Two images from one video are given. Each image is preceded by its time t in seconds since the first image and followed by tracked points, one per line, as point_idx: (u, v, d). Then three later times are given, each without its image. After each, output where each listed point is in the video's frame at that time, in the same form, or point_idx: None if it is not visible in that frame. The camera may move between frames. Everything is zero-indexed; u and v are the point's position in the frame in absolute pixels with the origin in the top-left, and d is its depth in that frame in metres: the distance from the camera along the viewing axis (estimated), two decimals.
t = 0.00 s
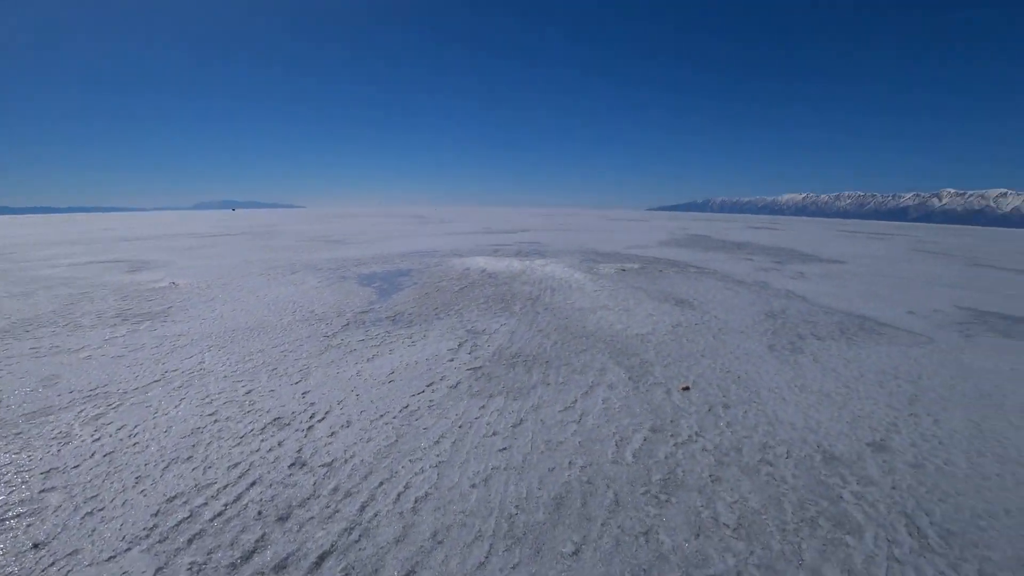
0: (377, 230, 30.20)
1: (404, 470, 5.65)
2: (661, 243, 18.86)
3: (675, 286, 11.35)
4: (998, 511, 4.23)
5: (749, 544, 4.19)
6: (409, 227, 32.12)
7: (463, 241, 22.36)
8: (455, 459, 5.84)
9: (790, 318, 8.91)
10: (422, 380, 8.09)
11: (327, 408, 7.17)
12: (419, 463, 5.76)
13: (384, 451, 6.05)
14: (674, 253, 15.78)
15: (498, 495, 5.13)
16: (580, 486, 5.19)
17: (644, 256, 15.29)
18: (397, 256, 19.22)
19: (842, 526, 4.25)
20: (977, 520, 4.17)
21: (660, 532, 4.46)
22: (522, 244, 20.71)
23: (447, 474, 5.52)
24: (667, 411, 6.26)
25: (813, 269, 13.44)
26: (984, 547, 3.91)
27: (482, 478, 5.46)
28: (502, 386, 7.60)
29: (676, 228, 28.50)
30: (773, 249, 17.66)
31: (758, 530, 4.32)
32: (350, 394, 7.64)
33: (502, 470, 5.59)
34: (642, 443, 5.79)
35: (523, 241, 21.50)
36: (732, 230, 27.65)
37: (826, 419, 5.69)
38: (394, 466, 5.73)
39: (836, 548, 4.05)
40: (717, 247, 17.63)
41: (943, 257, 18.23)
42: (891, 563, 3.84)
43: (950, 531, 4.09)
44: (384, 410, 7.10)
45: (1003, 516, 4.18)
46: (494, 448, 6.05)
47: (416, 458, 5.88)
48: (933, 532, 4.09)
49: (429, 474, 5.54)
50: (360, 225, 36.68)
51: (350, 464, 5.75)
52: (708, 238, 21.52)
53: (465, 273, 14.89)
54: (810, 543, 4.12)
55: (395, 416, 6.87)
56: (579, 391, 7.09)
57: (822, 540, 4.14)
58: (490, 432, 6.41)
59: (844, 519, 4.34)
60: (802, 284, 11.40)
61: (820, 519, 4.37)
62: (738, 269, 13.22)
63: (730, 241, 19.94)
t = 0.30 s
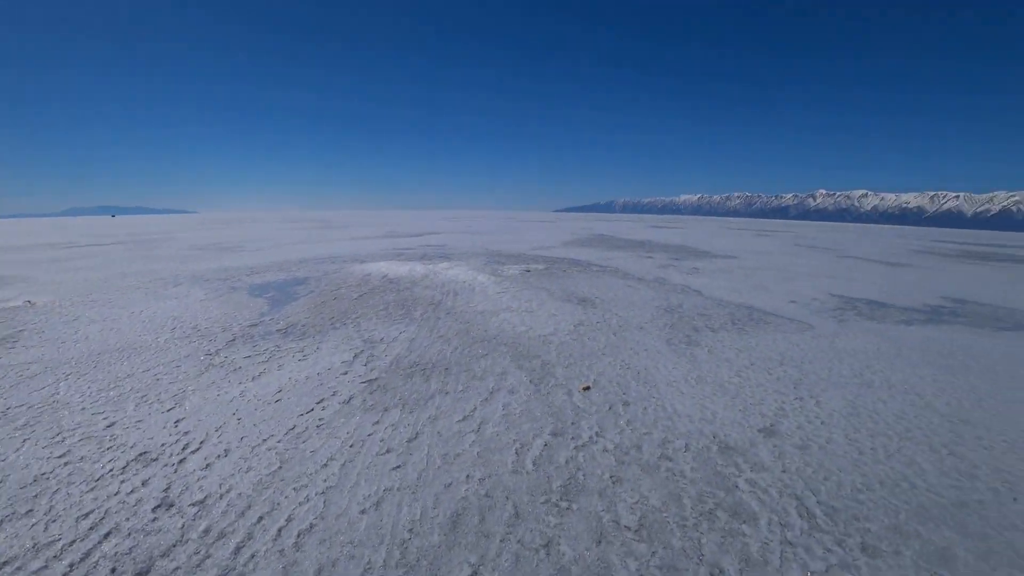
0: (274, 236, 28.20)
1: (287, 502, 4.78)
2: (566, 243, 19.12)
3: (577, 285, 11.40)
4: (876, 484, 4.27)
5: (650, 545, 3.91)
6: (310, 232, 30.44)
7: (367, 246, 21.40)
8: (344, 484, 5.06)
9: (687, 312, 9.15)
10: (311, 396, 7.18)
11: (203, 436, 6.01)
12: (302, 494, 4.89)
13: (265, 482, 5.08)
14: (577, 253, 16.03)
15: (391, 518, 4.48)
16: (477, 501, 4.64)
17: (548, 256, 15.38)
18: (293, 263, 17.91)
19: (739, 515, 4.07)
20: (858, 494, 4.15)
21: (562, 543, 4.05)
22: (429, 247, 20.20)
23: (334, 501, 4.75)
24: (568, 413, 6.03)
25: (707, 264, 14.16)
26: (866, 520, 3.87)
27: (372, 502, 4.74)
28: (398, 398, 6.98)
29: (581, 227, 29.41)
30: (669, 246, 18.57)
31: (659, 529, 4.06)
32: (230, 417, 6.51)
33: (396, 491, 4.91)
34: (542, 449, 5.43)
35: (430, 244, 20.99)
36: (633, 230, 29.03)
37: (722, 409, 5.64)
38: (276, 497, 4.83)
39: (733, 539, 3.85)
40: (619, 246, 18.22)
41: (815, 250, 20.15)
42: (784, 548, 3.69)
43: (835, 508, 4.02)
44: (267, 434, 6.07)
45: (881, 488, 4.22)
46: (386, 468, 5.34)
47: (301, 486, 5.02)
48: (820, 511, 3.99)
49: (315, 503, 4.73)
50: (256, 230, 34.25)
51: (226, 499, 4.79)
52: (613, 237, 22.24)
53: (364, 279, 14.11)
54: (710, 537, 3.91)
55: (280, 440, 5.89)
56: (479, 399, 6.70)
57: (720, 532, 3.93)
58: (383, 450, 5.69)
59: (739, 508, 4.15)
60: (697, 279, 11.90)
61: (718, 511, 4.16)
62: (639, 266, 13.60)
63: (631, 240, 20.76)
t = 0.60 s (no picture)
0: (138, 241, 24.69)
1: (151, 557, 3.71)
2: (468, 240, 18.69)
3: (481, 283, 11.03)
4: (773, 464, 4.28)
5: (561, 557, 3.54)
6: (184, 236, 27.14)
7: (253, 250, 19.41)
8: (222, 526, 4.05)
9: (588, 305, 9.13)
10: (187, 424, 5.74)
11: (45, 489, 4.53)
12: (167, 546, 3.81)
13: (123, 537, 3.91)
14: (481, 250, 15.69)
15: (273, 564, 3.64)
16: (375, 529, 3.96)
17: (451, 255, 14.87)
18: (161, 270, 15.64)
19: (647, 513, 3.85)
20: (758, 476, 4.13)
21: (468, 567, 3.55)
22: (324, 249, 18.79)
23: (210, 550, 3.77)
24: (470, 420, 5.59)
25: (606, 257, 14.48)
26: (767, 501, 3.82)
27: (254, 545, 3.83)
28: (284, 418, 5.90)
29: (484, 225, 29.25)
30: (569, 241, 18.91)
31: (569, 537, 3.71)
32: (83, 461, 4.98)
33: (282, 527, 4.04)
34: (444, 462, 4.88)
35: (325, 247, 19.54)
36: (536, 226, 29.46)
37: (625, 403, 5.52)
38: (134, 554, 3.72)
39: (644, 539, 3.62)
40: (522, 242, 18.20)
41: (701, 240, 21.61)
42: (693, 542, 3.51)
43: (737, 493, 3.94)
44: (127, 476, 4.72)
45: (778, 467, 4.24)
46: (271, 502, 4.37)
47: (167, 535, 3.93)
48: (725, 498, 3.88)
49: (184, 556, 3.70)
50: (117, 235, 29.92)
51: (68, 566, 3.61)
52: (516, 233, 22.25)
53: (247, 286, 12.64)
54: (619, 540, 3.64)
55: (144, 482, 4.61)
56: (376, 411, 6.01)
57: (630, 533, 3.68)
58: (268, 480, 4.69)
59: (647, 505, 3.94)
60: (597, 272, 12.05)
61: (626, 511, 3.92)
62: (542, 262, 13.55)
63: (533, 235, 20.90)
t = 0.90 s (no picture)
0: None
1: None
2: (372, 239, 17.77)
3: (384, 283, 10.40)
4: (679, 450, 4.26)
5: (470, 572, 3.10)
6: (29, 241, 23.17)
7: (119, 257, 16.95)
8: None
9: (493, 301, 8.88)
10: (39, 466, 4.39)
11: None
12: None
13: None
14: (384, 249, 14.94)
15: None
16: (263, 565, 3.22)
17: (352, 255, 13.99)
18: None
19: (558, 513, 3.54)
20: (665, 463, 4.07)
21: None
22: (208, 253, 16.89)
23: None
24: (370, 430, 4.96)
25: (513, 252, 14.37)
26: (675, 489, 3.74)
27: None
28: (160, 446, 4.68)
29: (388, 222, 28.21)
30: (476, 237, 18.65)
31: (478, 548, 3.29)
32: None
33: None
34: (342, 479, 4.18)
35: (209, 251, 17.60)
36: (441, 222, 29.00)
37: (531, 398, 5.24)
38: None
39: (556, 541, 3.29)
40: (427, 239, 17.64)
41: (603, 232, 22.36)
42: (606, 539, 3.27)
43: (646, 483, 3.82)
44: None
45: (683, 452, 4.22)
46: (139, 549, 3.36)
47: None
48: (634, 489, 3.73)
49: None
50: None
51: None
52: (422, 230, 21.57)
53: (108, 296, 10.88)
54: (529, 546, 3.28)
55: None
56: (266, 429, 5.05)
57: (541, 538, 3.33)
58: (136, 521, 3.65)
59: (558, 504, 3.63)
60: (503, 267, 11.87)
61: (535, 513, 3.58)
62: (448, 258, 13.12)
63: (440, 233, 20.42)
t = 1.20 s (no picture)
0: None
1: None
2: (286, 237, 16.60)
3: (297, 283, 9.63)
4: (604, 440, 4.14)
5: None
6: None
7: None
8: None
9: (412, 297, 8.46)
10: None
11: None
12: None
13: None
14: (297, 247, 13.95)
15: None
16: None
17: (263, 255, 12.92)
18: None
19: (483, 517, 3.24)
20: (591, 455, 3.93)
21: None
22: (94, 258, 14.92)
23: None
24: (278, 441, 4.26)
25: (434, 246, 13.93)
26: (601, 480, 3.61)
27: None
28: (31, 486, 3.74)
29: (301, 219, 26.64)
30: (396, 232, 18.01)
31: (398, 566, 2.87)
32: None
33: None
34: (247, 501, 3.48)
35: (92, 256, 15.54)
36: (358, 218, 27.88)
37: (451, 396, 4.91)
38: None
39: (482, 548, 2.99)
40: (345, 236, 16.76)
41: (526, 224, 22.43)
42: (534, 540, 3.03)
43: (572, 477, 3.65)
44: None
45: (608, 442, 4.11)
46: None
47: None
48: (560, 485, 3.56)
49: None
50: None
51: None
52: (340, 227, 20.50)
53: None
54: (454, 557, 2.92)
55: None
56: (159, 452, 4.14)
57: (466, 546, 2.99)
58: None
59: (482, 508, 3.32)
60: (424, 262, 11.44)
61: (459, 519, 3.22)
62: (366, 255, 12.47)
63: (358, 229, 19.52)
